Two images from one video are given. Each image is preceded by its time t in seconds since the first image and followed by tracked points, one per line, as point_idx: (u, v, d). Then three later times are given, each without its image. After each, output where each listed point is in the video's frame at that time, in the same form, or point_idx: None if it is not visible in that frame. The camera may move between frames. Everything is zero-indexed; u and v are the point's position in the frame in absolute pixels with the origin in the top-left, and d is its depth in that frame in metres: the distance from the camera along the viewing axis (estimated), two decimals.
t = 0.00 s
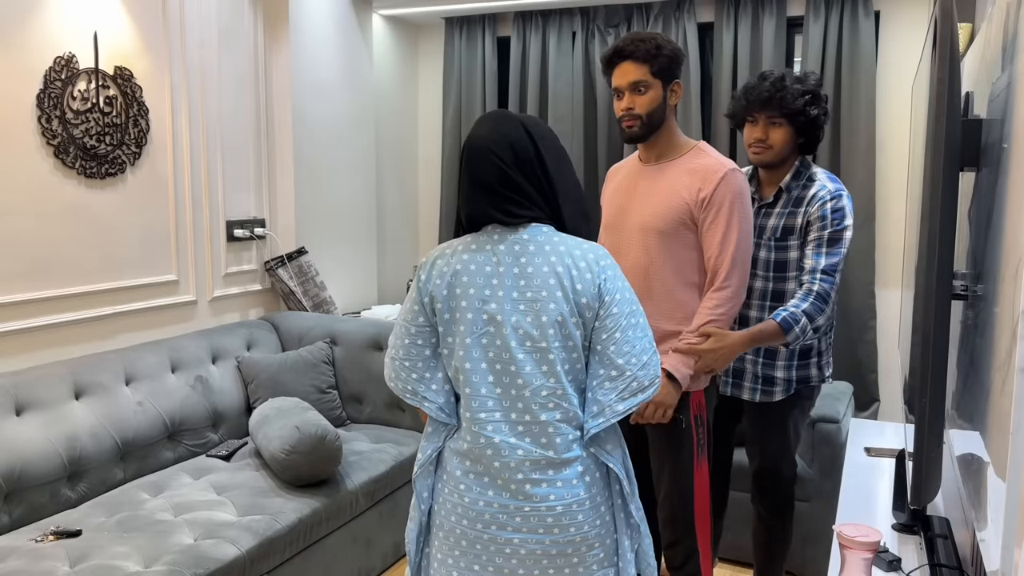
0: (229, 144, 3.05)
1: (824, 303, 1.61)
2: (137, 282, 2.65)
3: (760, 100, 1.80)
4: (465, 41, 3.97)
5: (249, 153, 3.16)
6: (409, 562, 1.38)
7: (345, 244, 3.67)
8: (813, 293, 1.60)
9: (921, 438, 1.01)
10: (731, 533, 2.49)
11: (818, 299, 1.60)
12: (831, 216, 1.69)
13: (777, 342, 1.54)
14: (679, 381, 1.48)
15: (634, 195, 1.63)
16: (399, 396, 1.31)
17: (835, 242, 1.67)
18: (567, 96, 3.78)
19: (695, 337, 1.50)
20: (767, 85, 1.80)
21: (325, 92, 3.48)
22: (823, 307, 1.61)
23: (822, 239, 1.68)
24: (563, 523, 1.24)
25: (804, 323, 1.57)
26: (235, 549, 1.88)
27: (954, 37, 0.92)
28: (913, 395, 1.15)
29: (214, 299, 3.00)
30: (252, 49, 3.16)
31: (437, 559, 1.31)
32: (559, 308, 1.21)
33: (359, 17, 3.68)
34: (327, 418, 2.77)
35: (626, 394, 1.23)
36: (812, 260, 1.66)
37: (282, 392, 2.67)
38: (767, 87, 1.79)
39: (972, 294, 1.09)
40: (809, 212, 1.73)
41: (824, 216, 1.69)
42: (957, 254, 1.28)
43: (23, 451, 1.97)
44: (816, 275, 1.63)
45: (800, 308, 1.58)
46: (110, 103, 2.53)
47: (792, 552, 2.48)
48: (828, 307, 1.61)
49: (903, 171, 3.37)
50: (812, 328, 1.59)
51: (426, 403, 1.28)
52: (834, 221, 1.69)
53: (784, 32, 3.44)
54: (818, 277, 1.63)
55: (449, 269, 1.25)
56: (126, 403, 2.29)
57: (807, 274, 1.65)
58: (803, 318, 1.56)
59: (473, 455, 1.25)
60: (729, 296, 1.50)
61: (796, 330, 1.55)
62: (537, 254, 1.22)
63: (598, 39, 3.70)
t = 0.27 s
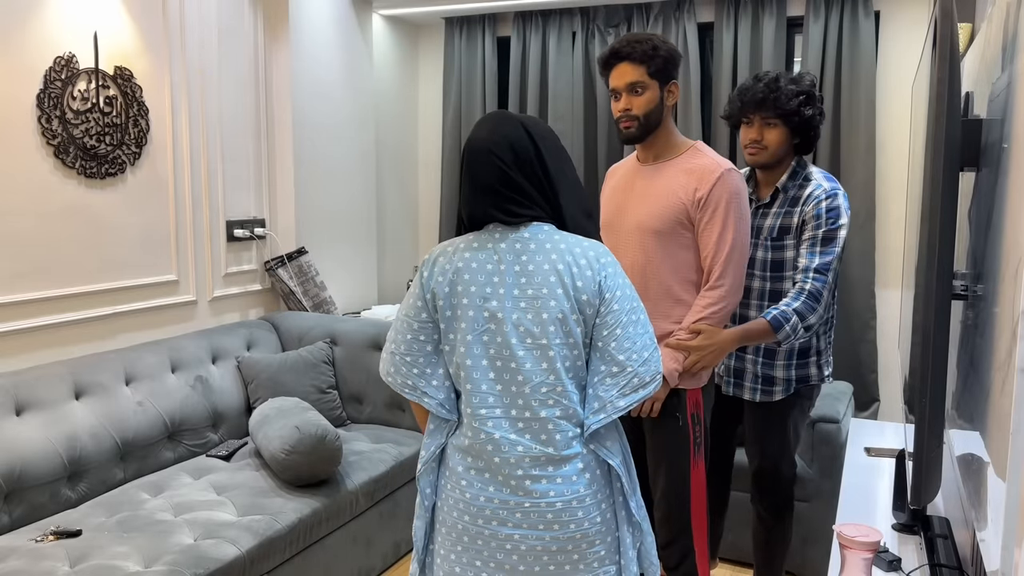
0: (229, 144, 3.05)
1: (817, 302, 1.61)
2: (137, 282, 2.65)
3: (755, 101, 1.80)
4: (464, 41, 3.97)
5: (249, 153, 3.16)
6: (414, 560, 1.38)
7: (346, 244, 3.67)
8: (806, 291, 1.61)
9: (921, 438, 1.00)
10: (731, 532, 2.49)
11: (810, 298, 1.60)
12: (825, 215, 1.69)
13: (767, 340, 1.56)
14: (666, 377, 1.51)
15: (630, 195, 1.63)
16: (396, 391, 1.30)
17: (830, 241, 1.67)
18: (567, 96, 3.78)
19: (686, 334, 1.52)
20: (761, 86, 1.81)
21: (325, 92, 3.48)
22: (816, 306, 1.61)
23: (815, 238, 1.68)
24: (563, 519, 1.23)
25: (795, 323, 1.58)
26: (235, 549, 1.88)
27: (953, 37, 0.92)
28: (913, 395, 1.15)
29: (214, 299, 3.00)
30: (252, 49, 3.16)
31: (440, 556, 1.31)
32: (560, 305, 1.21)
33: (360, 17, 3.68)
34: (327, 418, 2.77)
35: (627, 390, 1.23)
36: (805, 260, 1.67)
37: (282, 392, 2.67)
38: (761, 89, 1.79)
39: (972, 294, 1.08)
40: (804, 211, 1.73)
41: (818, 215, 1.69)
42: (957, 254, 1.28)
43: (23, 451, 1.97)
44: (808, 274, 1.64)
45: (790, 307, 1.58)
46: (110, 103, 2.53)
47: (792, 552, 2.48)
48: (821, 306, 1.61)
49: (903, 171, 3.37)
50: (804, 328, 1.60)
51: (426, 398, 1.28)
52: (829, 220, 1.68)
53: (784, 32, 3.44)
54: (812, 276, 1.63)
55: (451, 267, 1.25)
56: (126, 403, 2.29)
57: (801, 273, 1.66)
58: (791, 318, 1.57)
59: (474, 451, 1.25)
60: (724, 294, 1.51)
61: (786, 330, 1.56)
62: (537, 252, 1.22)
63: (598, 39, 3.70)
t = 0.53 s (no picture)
0: (229, 143, 3.05)
1: (815, 300, 1.61)
2: (137, 282, 2.65)
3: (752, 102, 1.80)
4: (464, 41, 3.97)
5: (249, 153, 3.16)
6: (418, 557, 1.38)
7: (346, 244, 3.67)
8: (805, 290, 1.61)
9: (920, 438, 1.01)
10: (731, 533, 2.49)
11: (808, 296, 1.60)
12: (823, 214, 1.69)
13: (767, 339, 1.57)
14: (666, 375, 1.51)
15: (629, 196, 1.63)
16: (406, 390, 1.31)
17: (828, 239, 1.67)
18: (567, 96, 3.78)
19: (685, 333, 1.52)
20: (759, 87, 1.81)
21: (325, 91, 3.48)
22: (815, 305, 1.61)
23: (814, 237, 1.68)
24: (564, 517, 1.23)
25: (795, 321, 1.58)
26: (235, 549, 1.88)
27: (954, 37, 0.92)
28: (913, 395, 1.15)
29: (214, 299, 3.00)
30: (252, 49, 3.16)
31: (443, 553, 1.32)
32: (560, 303, 1.21)
33: (360, 17, 3.68)
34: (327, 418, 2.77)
35: (627, 389, 1.23)
36: (804, 259, 1.67)
37: (282, 392, 2.67)
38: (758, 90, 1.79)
39: (972, 294, 1.09)
40: (802, 210, 1.73)
41: (816, 214, 1.70)
42: (957, 254, 1.28)
43: (23, 451, 1.97)
44: (807, 273, 1.64)
45: (789, 305, 1.59)
46: (110, 103, 2.53)
47: (792, 552, 2.48)
48: (820, 304, 1.61)
49: (903, 171, 3.37)
50: (803, 326, 1.60)
51: (432, 397, 1.28)
52: (827, 218, 1.68)
53: (784, 32, 3.44)
54: (811, 275, 1.63)
55: (453, 266, 1.25)
56: (126, 403, 2.29)
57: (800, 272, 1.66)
58: (791, 316, 1.57)
59: (477, 449, 1.26)
60: (724, 293, 1.51)
61: (785, 329, 1.57)
62: (538, 251, 1.22)
63: (598, 39, 3.70)
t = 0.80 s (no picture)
0: (229, 143, 3.05)
1: (815, 297, 1.61)
2: (137, 282, 2.65)
3: (750, 102, 1.80)
4: (464, 41, 3.97)
5: (249, 153, 3.16)
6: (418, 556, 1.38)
7: (346, 244, 3.67)
8: (805, 287, 1.61)
9: (921, 438, 1.01)
10: (731, 533, 2.49)
11: (808, 293, 1.60)
12: (822, 211, 1.69)
13: (767, 336, 1.56)
14: (667, 372, 1.51)
15: (630, 197, 1.63)
16: (408, 386, 1.33)
17: (827, 236, 1.67)
18: (567, 96, 3.78)
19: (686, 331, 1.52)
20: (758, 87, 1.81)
21: (325, 91, 3.48)
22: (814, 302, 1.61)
23: (813, 234, 1.68)
24: (561, 516, 1.23)
25: (794, 318, 1.58)
26: (235, 549, 1.88)
27: (954, 37, 0.92)
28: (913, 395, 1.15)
29: (214, 299, 3.00)
30: (252, 49, 3.16)
31: (441, 551, 1.32)
32: (560, 300, 1.21)
33: (360, 17, 3.68)
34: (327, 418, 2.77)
35: (622, 389, 1.22)
36: (804, 257, 1.67)
37: (282, 392, 2.67)
38: (758, 90, 1.79)
39: (972, 294, 1.08)
40: (801, 208, 1.73)
41: (814, 211, 1.69)
42: (957, 254, 1.28)
43: (23, 451, 1.97)
44: (807, 271, 1.63)
45: (788, 302, 1.58)
46: (110, 103, 2.53)
47: (792, 552, 2.48)
48: (820, 302, 1.61)
49: (903, 171, 3.37)
50: (803, 324, 1.60)
51: (434, 392, 1.30)
52: (827, 216, 1.68)
53: (785, 32, 3.44)
54: (810, 272, 1.63)
55: (458, 263, 1.26)
56: (126, 403, 2.29)
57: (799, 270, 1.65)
58: (791, 313, 1.57)
59: (475, 445, 1.26)
60: (727, 292, 1.51)
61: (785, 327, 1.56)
62: (540, 249, 1.23)
63: (598, 39, 3.70)
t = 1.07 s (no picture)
0: (229, 143, 3.05)
1: (815, 296, 1.61)
2: (137, 282, 2.65)
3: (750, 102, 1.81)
4: (464, 41, 3.97)
5: (249, 153, 3.16)
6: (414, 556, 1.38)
7: (345, 244, 3.67)
8: (805, 286, 1.61)
9: (921, 438, 1.01)
10: (731, 533, 2.49)
11: (808, 292, 1.60)
12: (822, 210, 1.69)
13: (768, 335, 1.56)
14: (671, 371, 1.52)
15: (632, 197, 1.63)
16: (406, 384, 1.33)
17: (828, 235, 1.67)
18: (567, 96, 3.79)
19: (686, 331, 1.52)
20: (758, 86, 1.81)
21: (325, 91, 3.48)
22: (815, 301, 1.61)
23: (812, 233, 1.68)
24: (552, 515, 1.23)
25: (795, 317, 1.58)
26: (235, 549, 1.88)
27: (954, 37, 0.92)
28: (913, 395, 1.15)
29: (214, 299, 3.00)
30: (252, 49, 3.16)
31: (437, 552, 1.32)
32: (553, 298, 1.21)
33: (359, 17, 3.68)
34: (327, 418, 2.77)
35: (615, 388, 1.22)
36: (804, 256, 1.67)
37: (282, 392, 2.67)
38: (758, 89, 1.79)
39: (972, 294, 1.09)
40: (801, 207, 1.73)
41: (814, 211, 1.69)
42: (957, 254, 1.28)
43: (23, 451, 1.97)
44: (807, 270, 1.63)
45: (788, 302, 1.58)
46: (110, 103, 2.53)
47: (792, 552, 2.48)
48: (820, 301, 1.61)
49: (902, 171, 3.37)
50: (803, 322, 1.60)
51: (429, 390, 1.29)
52: (827, 215, 1.68)
53: (784, 32, 3.44)
54: (810, 271, 1.63)
55: (456, 261, 1.27)
56: (126, 403, 2.29)
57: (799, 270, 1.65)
58: (792, 312, 1.57)
59: (469, 443, 1.26)
60: (728, 292, 1.51)
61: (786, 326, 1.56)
62: (536, 248, 1.23)
63: (598, 39, 3.70)
